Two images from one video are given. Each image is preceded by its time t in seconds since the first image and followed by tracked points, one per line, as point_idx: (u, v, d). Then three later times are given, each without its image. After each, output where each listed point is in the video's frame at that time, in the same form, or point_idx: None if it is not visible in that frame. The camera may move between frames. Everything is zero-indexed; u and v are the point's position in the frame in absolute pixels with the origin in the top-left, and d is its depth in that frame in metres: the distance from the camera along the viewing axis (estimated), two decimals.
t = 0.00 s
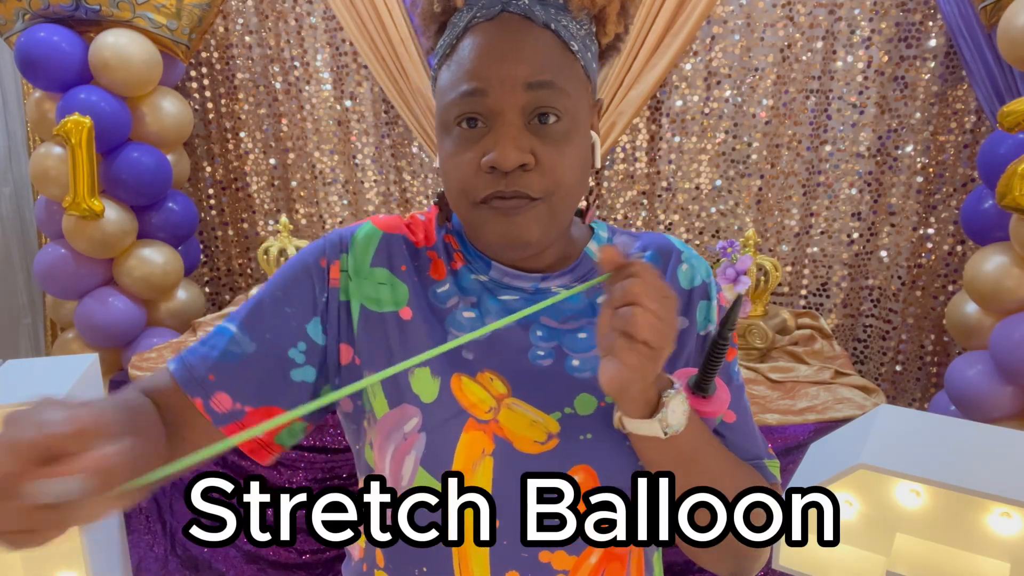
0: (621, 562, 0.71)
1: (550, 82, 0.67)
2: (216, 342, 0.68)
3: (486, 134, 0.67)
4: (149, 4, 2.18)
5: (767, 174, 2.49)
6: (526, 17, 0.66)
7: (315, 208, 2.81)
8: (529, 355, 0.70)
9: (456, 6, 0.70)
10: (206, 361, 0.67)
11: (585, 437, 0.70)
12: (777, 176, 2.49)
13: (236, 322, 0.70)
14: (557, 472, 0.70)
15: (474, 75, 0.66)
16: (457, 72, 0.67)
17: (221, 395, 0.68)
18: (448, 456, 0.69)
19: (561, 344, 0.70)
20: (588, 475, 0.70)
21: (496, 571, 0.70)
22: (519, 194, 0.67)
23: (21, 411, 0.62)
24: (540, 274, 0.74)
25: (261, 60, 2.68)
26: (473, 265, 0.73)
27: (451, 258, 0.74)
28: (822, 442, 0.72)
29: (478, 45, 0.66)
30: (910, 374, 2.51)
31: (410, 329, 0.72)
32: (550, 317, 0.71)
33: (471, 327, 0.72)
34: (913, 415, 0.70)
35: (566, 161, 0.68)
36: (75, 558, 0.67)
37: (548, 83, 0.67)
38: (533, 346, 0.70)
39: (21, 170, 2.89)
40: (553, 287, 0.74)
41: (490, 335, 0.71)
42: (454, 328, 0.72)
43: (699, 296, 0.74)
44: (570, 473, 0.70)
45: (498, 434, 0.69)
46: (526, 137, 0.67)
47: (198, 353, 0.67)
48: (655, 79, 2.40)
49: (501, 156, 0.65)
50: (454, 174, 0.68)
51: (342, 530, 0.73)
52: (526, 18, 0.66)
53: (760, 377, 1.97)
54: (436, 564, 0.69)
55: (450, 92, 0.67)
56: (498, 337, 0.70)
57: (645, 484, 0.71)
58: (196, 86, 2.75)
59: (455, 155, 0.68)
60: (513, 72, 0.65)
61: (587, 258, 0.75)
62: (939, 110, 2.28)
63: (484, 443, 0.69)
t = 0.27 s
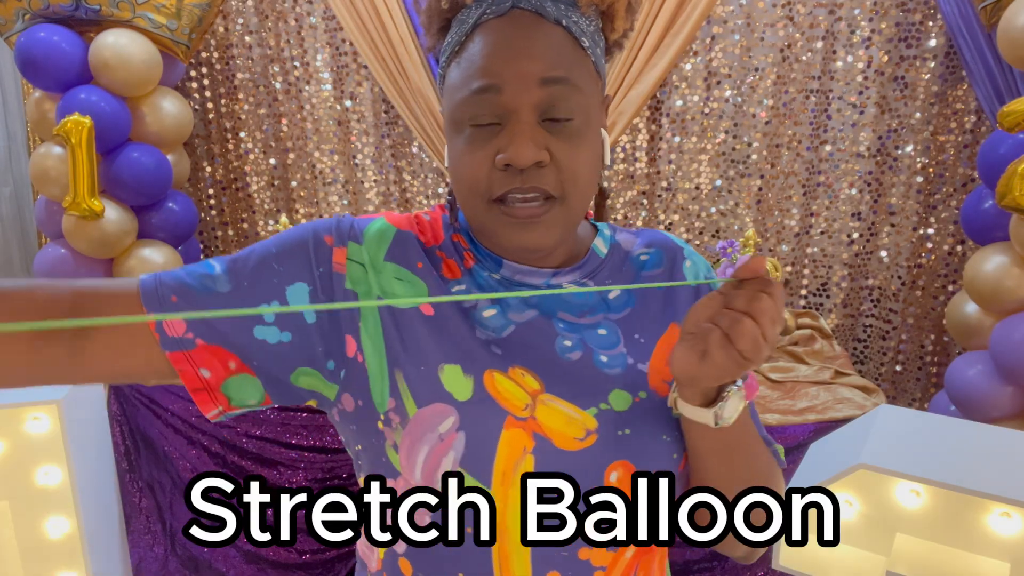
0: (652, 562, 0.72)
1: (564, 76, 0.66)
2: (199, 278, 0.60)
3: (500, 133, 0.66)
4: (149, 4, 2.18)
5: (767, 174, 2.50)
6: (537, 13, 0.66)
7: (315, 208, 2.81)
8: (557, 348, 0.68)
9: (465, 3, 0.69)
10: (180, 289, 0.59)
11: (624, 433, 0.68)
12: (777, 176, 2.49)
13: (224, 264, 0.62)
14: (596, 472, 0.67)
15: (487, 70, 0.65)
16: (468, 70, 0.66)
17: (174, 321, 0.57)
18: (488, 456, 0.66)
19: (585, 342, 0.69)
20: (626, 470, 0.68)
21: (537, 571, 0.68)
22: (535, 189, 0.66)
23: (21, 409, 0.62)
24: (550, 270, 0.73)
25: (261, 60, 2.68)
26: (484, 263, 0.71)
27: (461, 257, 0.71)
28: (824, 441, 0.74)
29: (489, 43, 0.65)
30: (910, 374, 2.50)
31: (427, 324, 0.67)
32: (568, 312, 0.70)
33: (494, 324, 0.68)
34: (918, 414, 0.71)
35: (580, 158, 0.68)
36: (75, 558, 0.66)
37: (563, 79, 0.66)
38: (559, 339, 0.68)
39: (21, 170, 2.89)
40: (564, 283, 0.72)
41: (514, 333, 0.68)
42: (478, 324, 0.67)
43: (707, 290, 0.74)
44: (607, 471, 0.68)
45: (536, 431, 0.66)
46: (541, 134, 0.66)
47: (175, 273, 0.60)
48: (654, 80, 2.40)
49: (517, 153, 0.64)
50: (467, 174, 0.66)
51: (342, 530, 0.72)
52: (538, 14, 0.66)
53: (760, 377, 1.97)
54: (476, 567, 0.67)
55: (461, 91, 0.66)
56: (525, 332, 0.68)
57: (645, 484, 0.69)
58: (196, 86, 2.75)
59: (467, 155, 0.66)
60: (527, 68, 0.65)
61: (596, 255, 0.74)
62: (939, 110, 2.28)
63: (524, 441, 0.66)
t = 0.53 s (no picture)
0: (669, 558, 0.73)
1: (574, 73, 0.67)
2: (195, 264, 0.60)
3: (513, 129, 0.66)
4: (149, 4, 2.18)
5: (767, 174, 2.50)
6: (545, 9, 0.66)
7: (315, 208, 2.81)
8: (570, 344, 0.69)
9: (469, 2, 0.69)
10: (175, 273, 0.59)
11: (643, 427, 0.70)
12: (777, 176, 2.50)
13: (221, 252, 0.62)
14: (620, 465, 0.68)
15: (497, 66, 0.65)
16: (479, 66, 0.65)
17: (168, 303, 0.58)
18: (516, 452, 0.66)
19: (596, 339, 0.70)
20: (645, 463, 0.70)
21: (565, 571, 0.68)
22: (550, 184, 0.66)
23: (20, 410, 0.62)
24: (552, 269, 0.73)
25: (261, 60, 2.68)
26: (490, 265, 0.71)
27: (466, 257, 0.71)
28: (817, 445, 0.73)
29: (498, 40, 0.65)
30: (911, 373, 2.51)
31: (436, 321, 0.67)
32: (576, 310, 0.71)
33: (504, 321, 0.69)
34: (916, 414, 0.70)
35: (591, 155, 0.68)
36: (74, 558, 0.67)
37: (576, 75, 0.67)
38: (571, 337, 0.69)
39: (21, 170, 2.89)
40: (567, 281, 0.74)
41: (526, 329, 0.69)
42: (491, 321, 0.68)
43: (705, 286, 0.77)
44: (629, 465, 0.69)
45: (559, 428, 0.68)
46: (554, 130, 0.66)
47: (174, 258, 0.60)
48: (654, 80, 2.41)
49: (533, 149, 0.64)
50: (479, 171, 0.66)
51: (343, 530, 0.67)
52: (545, 10, 0.66)
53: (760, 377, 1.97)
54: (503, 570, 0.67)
55: (472, 86, 0.66)
56: (539, 329, 0.69)
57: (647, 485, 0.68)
58: (196, 86, 2.75)
59: (481, 151, 0.66)
60: (539, 63, 0.65)
61: (594, 253, 0.75)
62: (939, 110, 2.29)
63: (548, 437, 0.67)
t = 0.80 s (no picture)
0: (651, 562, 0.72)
1: (565, 78, 0.66)
2: (201, 344, 0.67)
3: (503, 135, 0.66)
4: (149, 4, 2.18)
5: (767, 174, 2.50)
6: (536, 12, 0.65)
7: (314, 208, 2.81)
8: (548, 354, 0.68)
9: (461, 2, 0.68)
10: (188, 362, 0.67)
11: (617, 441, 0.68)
12: (777, 176, 2.49)
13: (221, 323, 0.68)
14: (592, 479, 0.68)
15: (486, 71, 0.64)
16: (468, 70, 0.65)
17: (194, 391, 0.68)
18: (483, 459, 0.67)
19: (580, 347, 0.68)
20: (620, 476, 0.69)
21: None
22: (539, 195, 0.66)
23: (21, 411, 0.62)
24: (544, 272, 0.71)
25: (261, 60, 2.68)
26: (476, 269, 0.70)
27: (451, 263, 0.71)
28: (818, 445, 0.72)
29: (489, 44, 0.65)
30: (910, 374, 2.51)
31: (416, 334, 0.68)
32: (562, 315, 0.69)
33: (484, 329, 0.68)
34: (917, 414, 0.69)
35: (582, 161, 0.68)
36: (74, 559, 0.67)
37: (566, 83, 0.66)
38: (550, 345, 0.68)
39: (21, 170, 2.89)
40: (559, 285, 0.70)
41: (506, 337, 0.68)
42: (468, 330, 0.68)
43: (705, 291, 0.72)
44: (602, 477, 0.68)
45: (527, 439, 0.68)
46: (544, 137, 0.66)
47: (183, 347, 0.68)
48: (654, 80, 2.40)
49: (522, 157, 0.64)
50: (467, 177, 0.66)
51: (343, 530, 0.72)
52: (537, 13, 0.66)
53: (760, 377, 1.97)
54: None
55: (462, 91, 0.66)
56: (515, 337, 0.68)
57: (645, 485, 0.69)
58: (196, 86, 2.75)
59: (469, 157, 0.66)
60: (529, 69, 0.65)
61: (591, 255, 0.72)
62: (939, 110, 2.29)
63: (516, 449, 0.67)
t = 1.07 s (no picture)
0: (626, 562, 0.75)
1: (550, 88, 0.66)
2: (278, 420, 0.75)
3: (485, 143, 0.66)
4: (149, 4, 2.17)
5: (767, 174, 2.50)
6: (522, 16, 0.66)
7: (314, 208, 2.81)
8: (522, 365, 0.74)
9: (447, 4, 0.68)
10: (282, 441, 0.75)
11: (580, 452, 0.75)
12: (777, 176, 2.49)
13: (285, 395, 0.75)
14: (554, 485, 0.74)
15: (470, 80, 0.65)
16: (452, 76, 0.66)
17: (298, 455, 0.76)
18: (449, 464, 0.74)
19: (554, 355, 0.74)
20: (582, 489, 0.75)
21: None
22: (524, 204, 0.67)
23: (21, 410, 0.61)
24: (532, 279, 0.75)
25: (261, 60, 2.68)
26: (464, 275, 0.75)
27: (441, 267, 0.77)
28: (819, 445, 0.70)
29: (473, 50, 0.65)
30: (910, 374, 2.51)
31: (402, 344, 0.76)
32: (545, 322, 0.75)
33: (462, 335, 0.75)
34: (916, 413, 0.68)
35: (566, 168, 0.68)
36: (75, 559, 0.67)
37: (550, 94, 0.66)
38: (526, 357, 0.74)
39: (21, 170, 2.89)
40: (545, 293, 0.75)
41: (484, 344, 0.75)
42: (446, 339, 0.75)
43: (699, 299, 0.76)
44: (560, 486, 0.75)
45: (491, 453, 0.73)
46: (528, 146, 0.66)
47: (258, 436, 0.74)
48: (654, 80, 2.40)
49: (503, 168, 0.65)
50: (450, 183, 0.67)
51: (344, 531, 0.68)
52: (523, 18, 0.66)
53: (760, 377, 1.97)
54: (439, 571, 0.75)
55: (444, 99, 0.66)
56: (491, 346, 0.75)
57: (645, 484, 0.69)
58: (196, 86, 2.75)
59: (453, 163, 0.67)
60: (512, 79, 0.65)
61: (582, 260, 0.76)
62: (939, 110, 2.29)
63: (478, 463, 0.74)
